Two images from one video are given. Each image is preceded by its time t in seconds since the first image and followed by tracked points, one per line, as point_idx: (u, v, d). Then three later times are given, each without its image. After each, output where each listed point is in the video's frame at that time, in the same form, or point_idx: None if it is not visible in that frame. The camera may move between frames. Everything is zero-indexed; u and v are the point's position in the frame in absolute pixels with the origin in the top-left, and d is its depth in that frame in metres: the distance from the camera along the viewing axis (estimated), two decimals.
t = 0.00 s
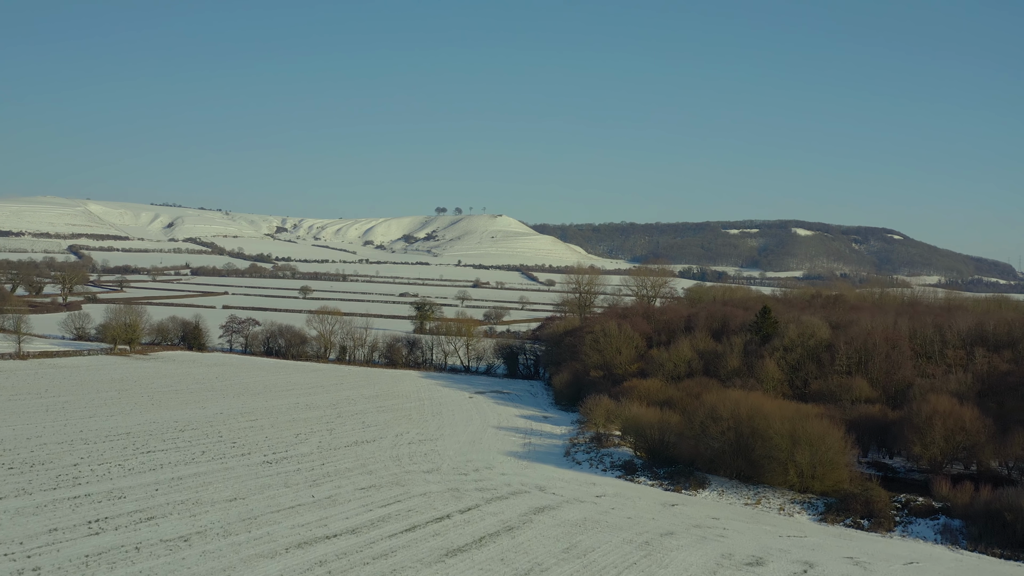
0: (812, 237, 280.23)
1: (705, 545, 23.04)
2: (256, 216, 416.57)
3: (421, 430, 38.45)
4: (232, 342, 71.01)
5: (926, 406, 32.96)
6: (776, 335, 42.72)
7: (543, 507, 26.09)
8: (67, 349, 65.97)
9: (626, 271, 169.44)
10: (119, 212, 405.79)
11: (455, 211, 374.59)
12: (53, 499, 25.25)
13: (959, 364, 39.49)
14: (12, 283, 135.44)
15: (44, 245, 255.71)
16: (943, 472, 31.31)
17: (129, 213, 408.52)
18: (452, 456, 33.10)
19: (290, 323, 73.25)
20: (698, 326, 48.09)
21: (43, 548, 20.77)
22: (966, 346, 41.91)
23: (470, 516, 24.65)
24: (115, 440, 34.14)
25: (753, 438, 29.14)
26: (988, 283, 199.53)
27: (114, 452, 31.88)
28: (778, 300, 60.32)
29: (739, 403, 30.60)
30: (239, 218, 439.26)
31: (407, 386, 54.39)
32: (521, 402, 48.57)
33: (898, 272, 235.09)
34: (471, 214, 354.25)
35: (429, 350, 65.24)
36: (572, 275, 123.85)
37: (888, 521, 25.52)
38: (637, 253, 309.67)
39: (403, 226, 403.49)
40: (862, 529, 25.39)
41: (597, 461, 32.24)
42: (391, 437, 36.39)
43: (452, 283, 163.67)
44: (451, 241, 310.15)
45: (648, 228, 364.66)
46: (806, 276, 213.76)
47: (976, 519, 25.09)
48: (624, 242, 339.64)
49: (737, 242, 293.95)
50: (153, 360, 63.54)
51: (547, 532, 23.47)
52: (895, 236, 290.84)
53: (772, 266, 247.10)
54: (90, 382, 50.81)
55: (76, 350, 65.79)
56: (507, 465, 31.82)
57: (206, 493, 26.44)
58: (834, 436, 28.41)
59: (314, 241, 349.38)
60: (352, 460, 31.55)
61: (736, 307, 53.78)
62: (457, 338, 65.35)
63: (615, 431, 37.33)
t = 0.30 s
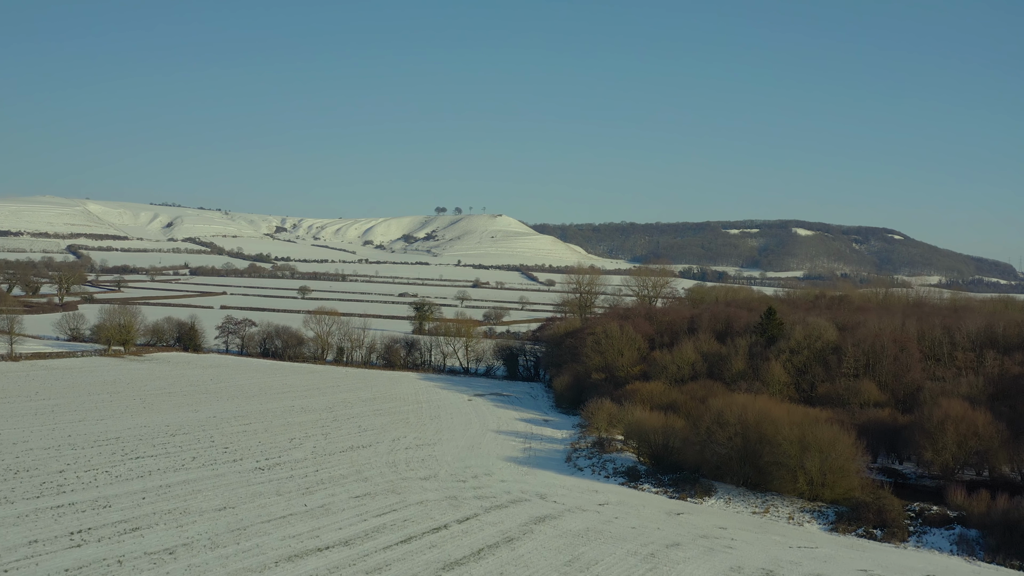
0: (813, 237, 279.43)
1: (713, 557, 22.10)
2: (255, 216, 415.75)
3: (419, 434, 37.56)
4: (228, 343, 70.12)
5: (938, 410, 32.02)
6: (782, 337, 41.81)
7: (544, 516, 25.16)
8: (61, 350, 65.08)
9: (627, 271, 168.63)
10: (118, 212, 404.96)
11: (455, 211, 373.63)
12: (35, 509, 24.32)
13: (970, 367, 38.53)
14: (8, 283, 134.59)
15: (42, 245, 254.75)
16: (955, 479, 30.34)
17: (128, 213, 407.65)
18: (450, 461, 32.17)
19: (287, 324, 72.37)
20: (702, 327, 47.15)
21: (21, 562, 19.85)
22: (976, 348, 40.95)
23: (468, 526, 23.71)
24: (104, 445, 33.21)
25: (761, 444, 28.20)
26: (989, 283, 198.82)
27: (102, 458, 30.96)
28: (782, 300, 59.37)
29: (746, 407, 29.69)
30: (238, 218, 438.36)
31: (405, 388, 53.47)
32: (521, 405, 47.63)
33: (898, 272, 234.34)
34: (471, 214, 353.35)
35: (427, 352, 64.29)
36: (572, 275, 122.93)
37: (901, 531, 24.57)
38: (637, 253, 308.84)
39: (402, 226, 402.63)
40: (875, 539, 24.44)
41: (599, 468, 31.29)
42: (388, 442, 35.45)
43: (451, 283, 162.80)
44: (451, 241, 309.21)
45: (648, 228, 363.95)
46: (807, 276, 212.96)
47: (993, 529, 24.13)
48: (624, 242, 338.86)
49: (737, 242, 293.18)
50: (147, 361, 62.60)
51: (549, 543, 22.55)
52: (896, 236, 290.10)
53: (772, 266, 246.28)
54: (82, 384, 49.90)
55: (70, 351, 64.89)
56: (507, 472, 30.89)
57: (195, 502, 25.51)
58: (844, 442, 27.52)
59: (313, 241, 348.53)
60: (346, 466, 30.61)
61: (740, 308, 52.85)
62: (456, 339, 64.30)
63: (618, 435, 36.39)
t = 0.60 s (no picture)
0: (813, 237, 278.67)
1: (721, 570, 21.15)
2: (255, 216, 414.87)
3: (416, 438, 36.63)
4: (224, 344, 69.15)
5: (950, 415, 31.08)
6: (787, 339, 40.93)
7: (545, 526, 24.23)
8: (54, 351, 64.14)
9: (627, 271, 167.67)
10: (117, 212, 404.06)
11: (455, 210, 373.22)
12: (16, 518, 23.39)
13: (981, 370, 37.56)
14: (5, 283, 133.68)
15: (41, 244, 253.99)
16: (969, 486, 29.36)
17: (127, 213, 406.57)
18: (448, 468, 31.23)
19: (284, 325, 71.39)
20: (706, 328, 46.26)
21: None
22: (987, 350, 40.00)
23: (466, 537, 22.77)
24: (92, 450, 32.26)
25: (769, 451, 27.26)
26: (990, 283, 198.16)
27: (89, 464, 30.01)
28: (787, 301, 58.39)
29: (753, 412, 28.74)
30: (238, 218, 437.85)
31: (403, 390, 52.52)
32: (521, 408, 46.69)
33: (899, 272, 233.59)
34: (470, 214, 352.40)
35: (426, 353, 63.28)
36: (573, 275, 121.95)
37: (916, 542, 23.60)
38: (637, 253, 307.89)
39: (402, 225, 401.63)
40: (888, 550, 23.48)
41: (601, 475, 30.36)
42: (384, 447, 34.49)
43: (451, 283, 161.83)
44: (450, 241, 308.32)
45: (648, 228, 363.16)
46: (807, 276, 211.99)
47: (1012, 540, 23.15)
48: (624, 242, 337.99)
49: (737, 242, 292.31)
50: (141, 363, 61.63)
51: (550, 556, 21.62)
52: (896, 236, 289.27)
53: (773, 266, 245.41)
54: (73, 386, 48.95)
55: (63, 353, 63.92)
56: (506, 478, 29.95)
57: (182, 511, 24.57)
58: (855, 448, 26.57)
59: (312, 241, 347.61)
60: (341, 473, 29.66)
61: (743, 309, 51.92)
62: (455, 339, 63.29)
63: (620, 440, 35.46)
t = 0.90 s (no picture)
0: (813, 237, 277.96)
1: None
2: (254, 216, 414.00)
3: (413, 443, 35.69)
4: (219, 345, 68.24)
5: (963, 420, 30.15)
6: (794, 341, 39.99)
7: (545, 537, 23.29)
8: (47, 353, 63.27)
9: (627, 271, 166.94)
10: (116, 212, 403.22)
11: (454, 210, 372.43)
12: None
13: (992, 373, 36.64)
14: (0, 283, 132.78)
15: (39, 244, 252.90)
16: (983, 493, 28.40)
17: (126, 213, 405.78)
18: (446, 475, 30.30)
19: (281, 326, 70.42)
20: (710, 330, 45.32)
21: None
22: (998, 352, 39.08)
23: (463, 549, 21.83)
24: (78, 456, 31.31)
25: (778, 458, 26.32)
26: (990, 283, 197.46)
27: (75, 471, 29.08)
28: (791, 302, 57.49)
29: (761, 418, 27.80)
30: (237, 218, 436.76)
31: (401, 393, 51.59)
32: (521, 412, 45.76)
33: (899, 273, 232.83)
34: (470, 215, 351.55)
35: (424, 354, 62.29)
36: (573, 276, 121.12)
37: (931, 554, 22.62)
38: (637, 253, 307.10)
39: (401, 225, 400.76)
40: (903, 562, 22.52)
41: (604, 482, 29.42)
42: (380, 452, 33.55)
43: (450, 283, 160.94)
44: (450, 241, 307.44)
45: (648, 228, 362.40)
46: (808, 276, 211.23)
47: None
48: (624, 242, 337.20)
49: (737, 242, 291.51)
50: (135, 365, 60.71)
51: (551, 569, 20.66)
52: (896, 236, 288.66)
53: (773, 266, 244.58)
54: (64, 388, 48.00)
55: (56, 354, 62.98)
56: (506, 486, 29.03)
57: (169, 521, 23.65)
58: (867, 455, 25.60)
59: (312, 241, 346.70)
60: (335, 480, 28.71)
61: (747, 310, 50.96)
62: (454, 341, 62.31)
63: (623, 445, 34.53)
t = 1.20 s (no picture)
0: (813, 237, 277.15)
1: None
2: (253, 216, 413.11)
3: (411, 448, 34.78)
4: (215, 347, 67.26)
5: (977, 425, 29.17)
6: (800, 344, 39.02)
7: (546, 549, 22.36)
8: (39, 354, 62.30)
9: (626, 271, 166.05)
10: (115, 211, 402.44)
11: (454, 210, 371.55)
12: None
13: (1004, 376, 35.66)
14: None
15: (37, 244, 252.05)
16: (999, 502, 27.41)
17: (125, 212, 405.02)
18: (443, 482, 29.35)
19: (277, 327, 69.43)
20: (713, 332, 44.33)
21: None
22: (1010, 355, 38.08)
23: (460, 563, 20.90)
24: (64, 463, 30.38)
25: (787, 466, 25.39)
26: (991, 283, 196.72)
27: (60, 478, 28.15)
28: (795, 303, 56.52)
29: (770, 424, 26.86)
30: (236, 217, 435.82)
31: (398, 396, 50.62)
32: (521, 415, 44.80)
33: (900, 273, 232.04)
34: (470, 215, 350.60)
35: (422, 356, 61.28)
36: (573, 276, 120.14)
37: (949, 567, 21.62)
38: (637, 253, 306.17)
39: (401, 225, 399.83)
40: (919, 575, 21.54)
41: (606, 490, 28.48)
42: (376, 458, 32.63)
43: (449, 283, 159.96)
44: (449, 241, 306.46)
45: (648, 228, 361.57)
46: (808, 276, 210.35)
47: None
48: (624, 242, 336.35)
49: (737, 242, 290.57)
50: (129, 367, 59.76)
51: None
52: (897, 236, 287.90)
53: (773, 266, 243.65)
54: (54, 391, 47.07)
55: (49, 355, 62.08)
56: (505, 494, 28.10)
57: (154, 533, 22.72)
58: (880, 463, 24.64)
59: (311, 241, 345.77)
60: (328, 488, 27.77)
61: (752, 312, 50.01)
62: (453, 342, 61.26)
63: (626, 450, 33.58)
